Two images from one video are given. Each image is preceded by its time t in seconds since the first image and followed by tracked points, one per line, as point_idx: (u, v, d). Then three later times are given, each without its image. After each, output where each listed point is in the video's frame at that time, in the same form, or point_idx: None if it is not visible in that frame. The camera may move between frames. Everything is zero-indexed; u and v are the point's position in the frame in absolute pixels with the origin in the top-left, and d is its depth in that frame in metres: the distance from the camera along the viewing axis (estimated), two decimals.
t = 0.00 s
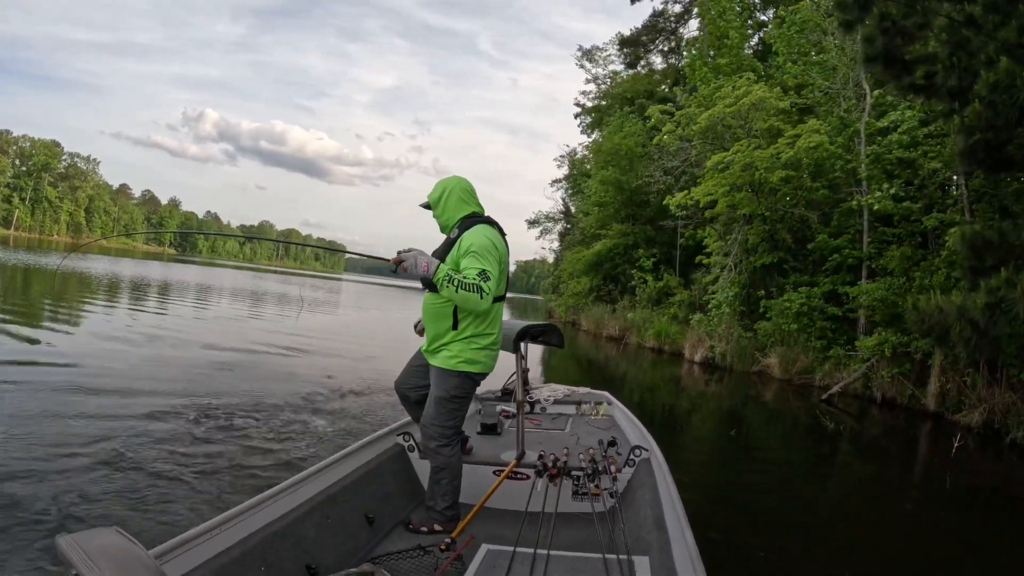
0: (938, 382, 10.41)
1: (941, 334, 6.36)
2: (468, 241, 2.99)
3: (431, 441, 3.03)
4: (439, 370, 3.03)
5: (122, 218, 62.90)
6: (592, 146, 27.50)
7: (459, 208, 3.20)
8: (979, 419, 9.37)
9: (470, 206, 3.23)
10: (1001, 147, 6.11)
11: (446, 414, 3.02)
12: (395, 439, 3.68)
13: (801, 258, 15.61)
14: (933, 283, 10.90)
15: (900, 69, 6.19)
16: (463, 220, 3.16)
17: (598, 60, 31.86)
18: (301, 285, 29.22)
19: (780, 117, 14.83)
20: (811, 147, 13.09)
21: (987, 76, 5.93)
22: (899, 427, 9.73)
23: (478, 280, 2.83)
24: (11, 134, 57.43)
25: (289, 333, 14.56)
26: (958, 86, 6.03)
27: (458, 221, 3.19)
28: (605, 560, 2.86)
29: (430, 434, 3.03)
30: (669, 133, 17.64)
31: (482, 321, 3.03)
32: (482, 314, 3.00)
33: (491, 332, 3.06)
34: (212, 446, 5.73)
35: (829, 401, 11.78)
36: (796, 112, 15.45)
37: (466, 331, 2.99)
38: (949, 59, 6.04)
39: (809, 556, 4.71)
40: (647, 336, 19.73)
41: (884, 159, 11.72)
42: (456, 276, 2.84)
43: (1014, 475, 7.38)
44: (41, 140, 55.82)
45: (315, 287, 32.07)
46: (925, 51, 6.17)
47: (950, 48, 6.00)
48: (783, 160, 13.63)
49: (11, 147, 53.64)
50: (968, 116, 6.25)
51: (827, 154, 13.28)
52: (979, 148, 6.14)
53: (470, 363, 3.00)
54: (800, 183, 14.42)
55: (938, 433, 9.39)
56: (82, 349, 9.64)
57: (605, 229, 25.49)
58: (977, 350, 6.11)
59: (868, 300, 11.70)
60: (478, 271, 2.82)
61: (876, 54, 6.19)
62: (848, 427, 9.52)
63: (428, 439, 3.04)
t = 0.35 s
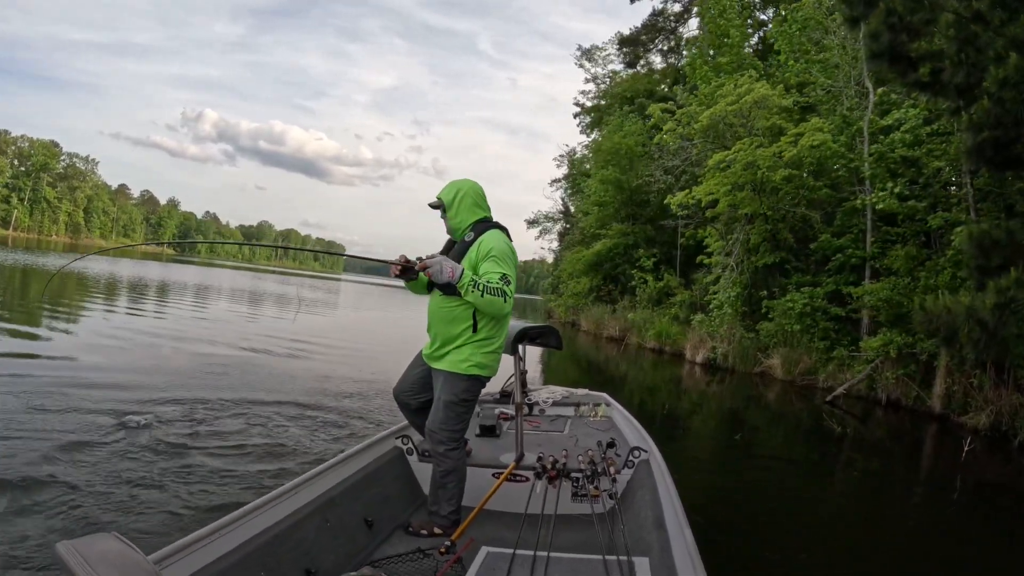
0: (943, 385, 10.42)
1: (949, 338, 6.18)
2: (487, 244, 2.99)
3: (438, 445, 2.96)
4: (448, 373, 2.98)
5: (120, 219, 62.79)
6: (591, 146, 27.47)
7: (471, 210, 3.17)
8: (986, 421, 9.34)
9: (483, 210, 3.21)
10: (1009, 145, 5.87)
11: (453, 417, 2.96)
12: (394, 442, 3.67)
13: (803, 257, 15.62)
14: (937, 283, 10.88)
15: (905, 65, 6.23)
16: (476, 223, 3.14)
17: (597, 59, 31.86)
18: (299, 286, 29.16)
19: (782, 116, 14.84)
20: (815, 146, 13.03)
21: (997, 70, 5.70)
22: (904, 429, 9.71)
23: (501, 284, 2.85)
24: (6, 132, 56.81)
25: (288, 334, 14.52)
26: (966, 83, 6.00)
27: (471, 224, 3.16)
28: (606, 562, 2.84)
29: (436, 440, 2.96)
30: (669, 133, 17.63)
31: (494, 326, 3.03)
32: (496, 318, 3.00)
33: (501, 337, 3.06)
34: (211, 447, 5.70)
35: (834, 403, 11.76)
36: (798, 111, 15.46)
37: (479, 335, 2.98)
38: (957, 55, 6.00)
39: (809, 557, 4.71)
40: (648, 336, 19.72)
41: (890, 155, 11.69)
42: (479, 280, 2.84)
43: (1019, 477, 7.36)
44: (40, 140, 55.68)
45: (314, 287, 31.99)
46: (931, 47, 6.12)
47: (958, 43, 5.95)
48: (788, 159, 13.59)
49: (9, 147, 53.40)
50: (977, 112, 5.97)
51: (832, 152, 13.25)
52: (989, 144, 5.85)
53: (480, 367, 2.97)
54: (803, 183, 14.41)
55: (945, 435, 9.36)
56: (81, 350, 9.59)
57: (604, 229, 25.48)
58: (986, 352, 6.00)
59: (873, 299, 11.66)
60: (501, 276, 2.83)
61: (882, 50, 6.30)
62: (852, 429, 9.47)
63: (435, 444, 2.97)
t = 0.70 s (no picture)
0: (947, 386, 10.42)
1: (953, 339, 6.27)
2: (483, 241, 3.04)
3: (429, 440, 3.01)
4: (439, 367, 3.01)
5: (119, 218, 62.72)
6: (591, 145, 27.53)
7: (466, 206, 3.20)
8: (990, 422, 9.35)
9: (477, 207, 3.25)
10: (1014, 143, 5.75)
11: (443, 414, 3.00)
12: (385, 436, 3.72)
13: (803, 257, 15.63)
14: (939, 284, 10.93)
15: (911, 61, 6.38)
16: (471, 219, 3.18)
17: (597, 59, 31.92)
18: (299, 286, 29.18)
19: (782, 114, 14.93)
20: (817, 144, 13.08)
21: (1003, 66, 5.63)
22: (905, 430, 9.76)
23: (500, 280, 2.91)
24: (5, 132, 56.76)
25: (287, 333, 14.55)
26: (970, 79, 6.06)
27: (465, 220, 3.19)
28: (591, 561, 2.89)
29: (426, 436, 3.01)
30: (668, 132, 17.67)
31: (487, 322, 3.08)
32: (489, 314, 3.05)
33: (491, 332, 3.11)
34: (208, 444, 5.75)
35: (836, 405, 11.82)
36: (799, 110, 15.52)
37: (472, 330, 3.02)
38: (963, 50, 6.05)
39: (800, 559, 4.75)
40: (647, 337, 19.75)
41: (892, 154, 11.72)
42: (477, 276, 2.88)
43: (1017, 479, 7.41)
44: (40, 139, 55.66)
45: (313, 287, 31.98)
46: (937, 44, 6.24)
47: (964, 38, 6.02)
48: (791, 158, 13.60)
49: (8, 146, 53.23)
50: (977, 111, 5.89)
51: (834, 151, 13.29)
52: (992, 141, 5.76)
53: (472, 362, 3.02)
54: (805, 182, 14.45)
55: (948, 438, 9.38)
56: (80, 350, 9.60)
57: (604, 229, 25.53)
58: (989, 352, 6.06)
59: (875, 300, 11.63)
60: (501, 273, 2.89)
61: (885, 47, 6.44)
62: (852, 431, 9.47)
63: (424, 440, 3.02)
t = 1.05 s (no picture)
0: (953, 389, 10.28)
1: (960, 341, 6.31)
2: (482, 242, 3.03)
3: (426, 444, 2.99)
4: (436, 370, 2.98)
5: (119, 217, 62.62)
6: (592, 146, 27.55)
7: (463, 207, 3.19)
8: (996, 427, 9.32)
9: (474, 208, 3.24)
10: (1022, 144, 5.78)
11: (440, 416, 2.98)
12: (380, 438, 3.70)
13: (807, 258, 15.56)
14: (945, 286, 10.91)
15: (917, 59, 6.48)
16: (468, 220, 3.17)
17: (598, 60, 31.93)
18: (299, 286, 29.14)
19: (783, 113, 14.94)
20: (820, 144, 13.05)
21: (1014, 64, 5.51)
22: (910, 434, 9.72)
23: (500, 282, 2.90)
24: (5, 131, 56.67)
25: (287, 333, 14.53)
26: (979, 78, 6.03)
27: (462, 222, 3.18)
28: (589, 560, 2.87)
29: (422, 438, 2.99)
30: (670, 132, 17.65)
31: (485, 324, 3.07)
32: (486, 316, 3.05)
33: (487, 335, 3.11)
34: (207, 445, 5.74)
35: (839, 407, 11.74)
36: (802, 110, 15.50)
37: (470, 332, 3.01)
38: (971, 47, 5.96)
39: (799, 564, 4.73)
40: (648, 339, 19.70)
41: (895, 155, 11.68)
42: (478, 278, 2.88)
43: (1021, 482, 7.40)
44: (40, 138, 55.59)
45: (313, 287, 31.95)
46: (943, 42, 6.32)
47: (973, 35, 5.88)
48: (796, 157, 13.55)
49: (9, 145, 52.94)
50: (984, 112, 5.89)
51: (838, 152, 13.26)
52: (999, 142, 5.78)
53: (470, 365, 3.01)
54: (809, 181, 14.43)
55: (954, 442, 9.32)
56: (79, 349, 9.57)
57: (605, 229, 25.51)
58: (997, 356, 6.04)
59: (881, 302, 11.60)
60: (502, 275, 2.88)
61: (892, 45, 6.54)
62: (856, 435, 9.42)
63: (420, 442, 3.00)
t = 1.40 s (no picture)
0: (958, 393, 10.30)
1: (967, 344, 6.08)
2: (474, 241, 3.01)
3: (421, 447, 2.99)
4: (427, 371, 2.96)
5: (119, 217, 62.63)
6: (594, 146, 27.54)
7: (457, 205, 3.18)
8: (1003, 430, 9.31)
9: (467, 207, 3.22)
10: None
11: (434, 419, 2.98)
12: (376, 440, 3.69)
13: (810, 260, 15.53)
14: (951, 289, 10.90)
15: (924, 59, 6.33)
16: (461, 219, 3.16)
17: (599, 60, 31.93)
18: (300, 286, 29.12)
19: (787, 113, 14.93)
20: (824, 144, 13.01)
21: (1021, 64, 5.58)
22: (916, 438, 9.69)
23: (489, 282, 2.88)
24: (6, 129, 56.68)
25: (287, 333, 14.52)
26: (987, 77, 6.05)
27: (455, 220, 3.17)
28: (588, 560, 2.86)
29: (416, 442, 2.99)
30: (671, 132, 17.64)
31: (477, 325, 3.04)
32: (478, 317, 3.02)
33: (480, 336, 3.09)
34: (208, 446, 5.73)
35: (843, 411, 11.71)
36: (805, 110, 15.47)
37: (462, 333, 2.99)
38: (979, 47, 6.01)
39: (798, 568, 4.71)
40: (649, 341, 19.67)
41: (900, 156, 11.63)
42: (467, 278, 2.86)
43: None
44: (41, 137, 55.56)
45: (314, 287, 31.93)
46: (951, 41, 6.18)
47: (983, 35, 5.95)
48: (801, 158, 13.52)
49: (10, 143, 52.84)
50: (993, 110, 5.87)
51: (841, 152, 13.23)
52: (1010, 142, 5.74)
53: (461, 366, 2.98)
54: (813, 182, 14.40)
55: (961, 446, 9.29)
56: (79, 349, 9.53)
57: (607, 230, 25.49)
58: (1006, 359, 5.85)
59: (886, 304, 11.59)
60: (490, 274, 2.86)
61: (899, 44, 6.38)
62: (860, 438, 9.40)
63: (415, 446, 3.00)
